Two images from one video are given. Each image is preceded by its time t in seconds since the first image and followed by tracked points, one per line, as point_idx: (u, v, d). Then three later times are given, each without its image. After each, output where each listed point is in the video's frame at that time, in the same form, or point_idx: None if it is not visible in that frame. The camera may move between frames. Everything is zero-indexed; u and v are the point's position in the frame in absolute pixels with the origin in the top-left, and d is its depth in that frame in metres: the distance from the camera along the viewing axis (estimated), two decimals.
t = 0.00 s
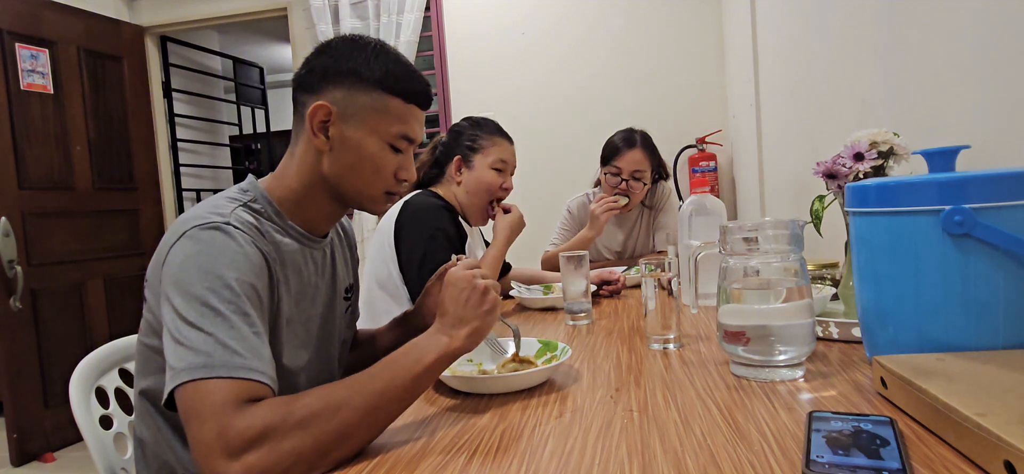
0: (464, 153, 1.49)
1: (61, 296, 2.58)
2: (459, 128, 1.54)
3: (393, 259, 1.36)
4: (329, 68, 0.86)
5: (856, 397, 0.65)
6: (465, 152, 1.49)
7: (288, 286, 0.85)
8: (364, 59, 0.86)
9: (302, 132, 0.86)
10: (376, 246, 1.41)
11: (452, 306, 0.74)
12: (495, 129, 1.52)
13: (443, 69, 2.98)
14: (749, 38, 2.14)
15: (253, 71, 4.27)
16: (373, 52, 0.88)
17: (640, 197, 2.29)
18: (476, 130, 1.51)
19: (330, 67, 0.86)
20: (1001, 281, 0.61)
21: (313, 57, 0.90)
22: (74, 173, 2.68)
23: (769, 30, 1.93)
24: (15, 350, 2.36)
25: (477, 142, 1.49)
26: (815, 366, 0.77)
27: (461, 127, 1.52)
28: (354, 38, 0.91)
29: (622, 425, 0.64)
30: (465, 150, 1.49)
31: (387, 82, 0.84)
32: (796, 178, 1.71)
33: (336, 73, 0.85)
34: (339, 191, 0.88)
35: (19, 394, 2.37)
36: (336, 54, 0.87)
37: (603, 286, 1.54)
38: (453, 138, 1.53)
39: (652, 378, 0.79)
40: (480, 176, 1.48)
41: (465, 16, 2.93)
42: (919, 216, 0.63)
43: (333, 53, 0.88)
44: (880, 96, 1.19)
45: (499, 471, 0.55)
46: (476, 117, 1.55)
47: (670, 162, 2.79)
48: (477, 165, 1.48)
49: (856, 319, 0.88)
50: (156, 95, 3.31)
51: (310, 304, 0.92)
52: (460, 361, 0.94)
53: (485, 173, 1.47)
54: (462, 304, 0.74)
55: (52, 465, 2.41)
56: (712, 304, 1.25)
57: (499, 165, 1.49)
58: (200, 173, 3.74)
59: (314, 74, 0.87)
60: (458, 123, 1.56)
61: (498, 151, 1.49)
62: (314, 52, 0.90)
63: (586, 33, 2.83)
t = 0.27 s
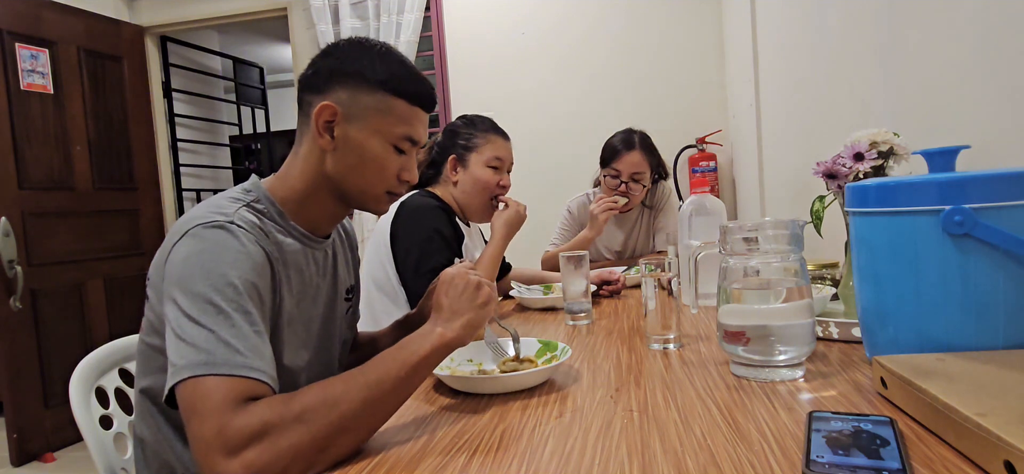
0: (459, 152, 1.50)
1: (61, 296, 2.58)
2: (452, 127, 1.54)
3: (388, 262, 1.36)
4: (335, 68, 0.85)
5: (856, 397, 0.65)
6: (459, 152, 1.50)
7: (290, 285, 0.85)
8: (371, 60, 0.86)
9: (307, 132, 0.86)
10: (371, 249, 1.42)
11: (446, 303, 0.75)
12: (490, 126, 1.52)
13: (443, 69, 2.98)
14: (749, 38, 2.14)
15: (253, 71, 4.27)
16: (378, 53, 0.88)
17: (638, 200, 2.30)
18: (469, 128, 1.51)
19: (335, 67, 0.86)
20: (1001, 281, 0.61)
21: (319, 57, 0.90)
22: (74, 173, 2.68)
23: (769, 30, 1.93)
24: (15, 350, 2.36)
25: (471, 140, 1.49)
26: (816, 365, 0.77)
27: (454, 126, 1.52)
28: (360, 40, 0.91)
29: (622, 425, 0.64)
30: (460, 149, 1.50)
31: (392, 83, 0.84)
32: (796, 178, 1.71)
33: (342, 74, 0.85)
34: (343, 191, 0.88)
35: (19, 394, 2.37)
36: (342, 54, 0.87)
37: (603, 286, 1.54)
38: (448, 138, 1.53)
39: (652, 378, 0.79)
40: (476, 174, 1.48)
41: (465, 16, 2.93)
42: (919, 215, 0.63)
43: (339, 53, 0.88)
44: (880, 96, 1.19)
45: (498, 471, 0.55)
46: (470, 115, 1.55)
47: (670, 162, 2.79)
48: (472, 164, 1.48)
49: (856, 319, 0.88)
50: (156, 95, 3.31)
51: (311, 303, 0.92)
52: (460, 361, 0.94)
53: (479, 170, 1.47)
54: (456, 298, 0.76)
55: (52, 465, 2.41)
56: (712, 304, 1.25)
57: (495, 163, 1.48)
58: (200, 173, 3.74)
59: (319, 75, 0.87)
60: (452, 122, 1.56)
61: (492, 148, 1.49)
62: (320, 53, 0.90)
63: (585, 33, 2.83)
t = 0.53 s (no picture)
0: (456, 152, 1.50)
1: (61, 296, 2.58)
2: (450, 127, 1.53)
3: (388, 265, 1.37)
4: (342, 69, 0.86)
5: (856, 397, 0.65)
6: (457, 152, 1.50)
7: (292, 286, 0.85)
8: (379, 62, 0.86)
9: (312, 131, 0.86)
10: (370, 250, 1.41)
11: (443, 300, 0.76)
12: (488, 127, 1.51)
13: (443, 69, 2.98)
14: (749, 38, 2.14)
15: (253, 71, 4.27)
16: (386, 55, 0.88)
17: (638, 200, 2.31)
18: (466, 129, 1.51)
19: (343, 67, 0.86)
20: (1002, 281, 0.61)
21: (326, 58, 0.90)
22: (74, 173, 2.68)
23: (769, 30, 1.93)
24: (15, 350, 2.36)
25: (468, 140, 1.49)
26: (815, 365, 0.77)
27: (449, 125, 1.52)
28: (367, 43, 0.91)
29: (622, 425, 0.64)
30: (457, 149, 1.50)
31: (398, 85, 0.85)
32: (796, 178, 1.71)
33: (349, 74, 0.85)
34: (346, 190, 0.88)
35: (19, 394, 2.37)
36: (350, 55, 0.88)
37: (603, 286, 1.54)
38: (444, 138, 1.53)
39: (652, 378, 0.79)
40: (473, 175, 1.48)
41: (465, 16, 2.93)
42: (919, 215, 0.63)
43: (347, 54, 0.88)
44: (880, 96, 1.19)
45: (498, 471, 0.55)
46: (466, 115, 1.55)
47: (670, 163, 2.79)
48: (469, 164, 1.48)
49: (856, 319, 0.88)
50: (156, 95, 3.31)
51: (313, 303, 0.92)
52: (459, 361, 0.94)
53: (477, 171, 1.47)
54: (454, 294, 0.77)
55: (52, 465, 2.41)
56: (712, 304, 1.25)
57: (493, 164, 1.48)
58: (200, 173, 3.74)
59: (326, 75, 0.87)
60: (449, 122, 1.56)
61: (490, 148, 1.48)
62: (326, 54, 0.91)
63: (585, 33, 2.83)
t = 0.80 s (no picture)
0: (465, 158, 1.49)
1: (61, 296, 2.58)
2: (461, 127, 1.52)
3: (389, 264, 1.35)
4: (340, 67, 0.86)
5: (856, 397, 0.65)
6: (466, 157, 1.49)
7: (288, 283, 0.85)
8: (376, 61, 0.87)
9: (308, 128, 0.86)
10: (369, 251, 1.41)
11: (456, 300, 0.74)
12: (499, 136, 1.51)
13: (443, 69, 2.98)
14: (748, 38, 2.14)
15: (253, 71, 4.27)
16: (381, 54, 0.88)
17: (639, 200, 2.32)
18: (480, 134, 1.50)
19: (338, 66, 0.86)
20: (1001, 281, 0.61)
21: (323, 56, 0.90)
22: (74, 173, 2.68)
23: (769, 30, 1.93)
24: (15, 350, 2.36)
25: (480, 149, 1.48)
26: (815, 365, 0.77)
27: (463, 128, 1.51)
28: (364, 43, 0.92)
29: (622, 425, 0.64)
30: (467, 155, 1.49)
31: (394, 84, 0.85)
32: (796, 178, 1.71)
33: (346, 72, 0.85)
34: (342, 189, 0.88)
35: (19, 394, 2.37)
36: (347, 54, 0.88)
37: (603, 286, 1.54)
38: (453, 137, 1.52)
39: (652, 378, 0.79)
40: (479, 185, 1.48)
41: (465, 16, 2.93)
42: (919, 215, 0.63)
43: (343, 53, 0.88)
44: (880, 96, 1.19)
45: (498, 471, 0.55)
46: (481, 118, 1.53)
47: (670, 163, 2.79)
48: (478, 174, 1.48)
49: (856, 319, 0.88)
50: (156, 95, 3.31)
51: (310, 302, 0.92)
52: (460, 361, 0.94)
53: (484, 183, 1.48)
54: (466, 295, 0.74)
55: (52, 465, 2.41)
56: (712, 304, 1.25)
57: (499, 176, 1.50)
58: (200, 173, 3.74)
59: (323, 73, 0.88)
60: (461, 121, 1.54)
61: (499, 162, 1.50)
62: (323, 53, 0.91)
63: (585, 32, 2.83)
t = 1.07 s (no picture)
0: (470, 158, 1.49)
1: (61, 296, 2.58)
2: (467, 129, 1.52)
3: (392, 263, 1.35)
4: (337, 65, 0.91)
5: (856, 397, 0.65)
6: (471, 157, 1.49)
7: (279, 268, 0.88)
8: (371, 59, 0.92)
9: (308, 124, 0.91)
10: (371, 251, 1.40)
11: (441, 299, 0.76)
12: (503, 140, 1.53)
13: (443, 69, 2.98)
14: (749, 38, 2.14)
15: (253, 71, 4.27)
16: (377, 54, 0.93)
17: (638, 199, 2.32)
18: (486, 136, 1.50)
19: (336, 64, 0.92)
20: (1001, 281, 0.61)
21: (322, 58, 0.95)
22: (74, 173, 2.68)
23: (769, 30, 1.93)
24: (15, 350, 2.36)
25: (485, 150, 1.49)
26: (815, 365, 0.77)
27: (469, 129, 1.51)
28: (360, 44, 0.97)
29: (622, 425, 0.64)
30: (472, 155, 1.49)
31: (389, 80, 0.91)
32: (797, 178, 1.71)
33: (343, 70, 0.91)
34: (340, 182, 0.92)
35: (19, 394, 2.37)
36: (343, 54, 0.93)
37: (603, 286, 1.54)
38: (458, 138, 1.52)
39: (651, 378, 0.79)
40: (483, 186, 1.48)
41: (465, 16, 2.93)
42: (919, 215, 0.63)
43: (341, 53, 0.93)
44: (879, 95, 1.19)
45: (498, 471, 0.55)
46: (487, 121, 1.54)
47: (670, 163, 2.78)
48: (482, 175, 1.48)
49: (856, 319, 0.88)
50: (156, 95, 3.31)
51: (303, 294, 0.94)
52: (459, 361, 0.94)
53: (488, 184, 1.48)
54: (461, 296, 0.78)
55: (51, 465, 2.41)
56: (712, 304, 1.25)
57: (502, 178, 1.51)
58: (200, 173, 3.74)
59: (321, 73, 0.93)
60: (467, 122, 1.54)
61: (503, 165, 1.51)
62: (322, 55, 0.96)
63: (585, 32, 2.83)
